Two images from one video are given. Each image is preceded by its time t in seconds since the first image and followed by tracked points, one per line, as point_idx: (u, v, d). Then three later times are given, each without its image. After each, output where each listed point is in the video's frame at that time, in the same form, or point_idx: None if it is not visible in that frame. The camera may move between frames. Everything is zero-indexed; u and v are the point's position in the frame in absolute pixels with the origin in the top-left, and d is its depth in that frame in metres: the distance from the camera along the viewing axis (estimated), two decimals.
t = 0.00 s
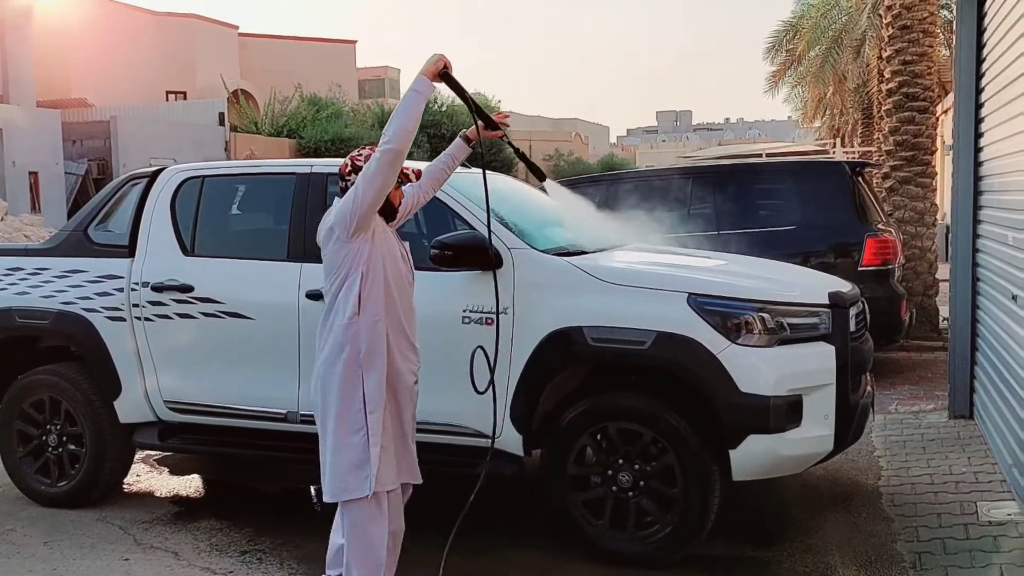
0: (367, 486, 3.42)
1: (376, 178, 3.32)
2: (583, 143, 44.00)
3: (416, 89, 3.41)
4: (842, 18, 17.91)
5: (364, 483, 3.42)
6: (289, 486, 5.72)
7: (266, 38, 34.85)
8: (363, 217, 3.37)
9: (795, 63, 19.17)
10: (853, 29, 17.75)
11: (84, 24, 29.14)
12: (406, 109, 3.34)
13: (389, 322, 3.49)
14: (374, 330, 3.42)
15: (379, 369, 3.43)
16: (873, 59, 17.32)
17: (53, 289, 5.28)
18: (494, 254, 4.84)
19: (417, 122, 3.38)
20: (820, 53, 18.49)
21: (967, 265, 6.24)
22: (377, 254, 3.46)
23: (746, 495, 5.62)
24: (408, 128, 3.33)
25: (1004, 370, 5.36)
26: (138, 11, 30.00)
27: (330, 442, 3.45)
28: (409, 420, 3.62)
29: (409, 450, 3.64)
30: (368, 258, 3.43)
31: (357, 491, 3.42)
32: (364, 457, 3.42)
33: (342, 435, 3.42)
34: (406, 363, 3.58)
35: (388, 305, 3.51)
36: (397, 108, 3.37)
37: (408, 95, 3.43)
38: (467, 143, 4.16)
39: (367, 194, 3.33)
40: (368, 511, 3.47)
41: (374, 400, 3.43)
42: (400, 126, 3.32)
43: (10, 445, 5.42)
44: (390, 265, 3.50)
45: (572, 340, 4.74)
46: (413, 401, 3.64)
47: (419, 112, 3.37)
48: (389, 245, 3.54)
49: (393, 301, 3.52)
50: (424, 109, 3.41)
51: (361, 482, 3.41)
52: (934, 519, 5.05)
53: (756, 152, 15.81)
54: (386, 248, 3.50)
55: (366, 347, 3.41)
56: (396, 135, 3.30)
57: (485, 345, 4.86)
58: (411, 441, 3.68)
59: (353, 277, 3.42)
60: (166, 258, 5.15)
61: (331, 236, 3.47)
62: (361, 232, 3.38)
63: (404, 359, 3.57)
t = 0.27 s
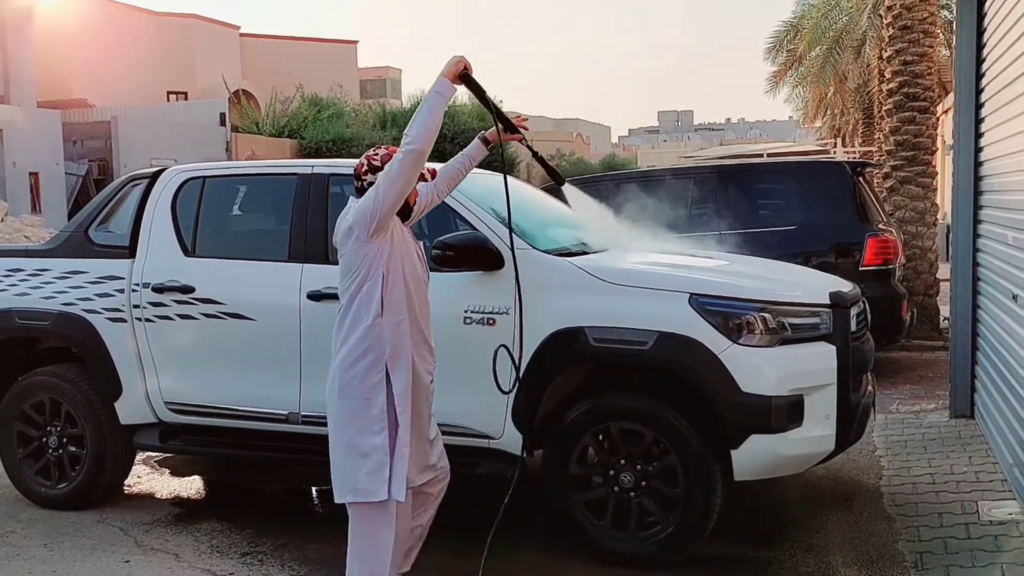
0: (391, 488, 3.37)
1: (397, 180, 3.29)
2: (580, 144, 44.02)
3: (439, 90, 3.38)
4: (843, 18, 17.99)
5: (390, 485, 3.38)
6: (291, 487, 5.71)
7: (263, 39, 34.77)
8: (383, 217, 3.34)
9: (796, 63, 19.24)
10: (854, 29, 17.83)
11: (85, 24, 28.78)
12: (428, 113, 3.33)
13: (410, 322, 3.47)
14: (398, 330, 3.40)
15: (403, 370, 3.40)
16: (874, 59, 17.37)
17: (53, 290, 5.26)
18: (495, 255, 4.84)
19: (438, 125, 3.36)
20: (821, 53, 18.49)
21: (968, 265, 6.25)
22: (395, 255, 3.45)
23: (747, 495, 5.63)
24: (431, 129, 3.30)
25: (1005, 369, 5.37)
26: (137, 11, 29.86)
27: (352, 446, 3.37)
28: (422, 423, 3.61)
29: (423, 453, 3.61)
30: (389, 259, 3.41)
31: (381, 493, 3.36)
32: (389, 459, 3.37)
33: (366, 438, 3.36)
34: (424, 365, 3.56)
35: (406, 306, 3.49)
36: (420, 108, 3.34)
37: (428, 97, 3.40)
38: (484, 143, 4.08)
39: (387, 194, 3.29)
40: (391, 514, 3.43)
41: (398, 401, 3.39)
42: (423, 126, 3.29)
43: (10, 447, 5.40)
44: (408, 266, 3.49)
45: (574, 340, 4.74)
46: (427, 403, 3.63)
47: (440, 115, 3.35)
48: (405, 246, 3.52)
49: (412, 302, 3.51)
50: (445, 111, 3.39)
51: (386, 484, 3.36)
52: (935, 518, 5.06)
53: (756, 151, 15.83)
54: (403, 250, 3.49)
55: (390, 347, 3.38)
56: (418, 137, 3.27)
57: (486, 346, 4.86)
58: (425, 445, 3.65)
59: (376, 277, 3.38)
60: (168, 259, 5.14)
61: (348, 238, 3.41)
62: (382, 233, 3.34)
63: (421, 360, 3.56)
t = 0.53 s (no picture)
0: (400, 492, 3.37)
1: (417, 185, 3.29)
2: (579, 146, 44.03)
3: (459, 96, 3.37)
4: (841, 20, 17.92)
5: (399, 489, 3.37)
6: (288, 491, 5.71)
7: (262, 42, 34.76)
8: (403, 221, 3.34)
9: (794, 66, 19.29)
10: (852, 32, 17.77)
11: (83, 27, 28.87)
12: (450, 118, 3.32)
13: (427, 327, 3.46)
14: (414, 335, 3.39)
15: (419, 375, 3.40)
16: (871, 62, 17.40)
17: (51, 294, 5.27)
18: (493, 258, 4.84)
19: (459, 131, 3.35)
20: (819, 56, 18.51)
21: (965, 268, 6.24)
22: (413, 259, 3.44)
23: (745, 498, 5.63)
24: (452, 134, 3.30)
25: (1003, 373, 5.38)
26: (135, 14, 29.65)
27: (362, 448, 3.37)
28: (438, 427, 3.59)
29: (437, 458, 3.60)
30: (407, 263, 3.40)
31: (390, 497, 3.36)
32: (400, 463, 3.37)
33: (376, 440, 3.35)
34: (440, 370, 3.56)
35: (423, 309, 3.48)
36: (441, 113, 3.34)
37: (449, 102, 3.39)
38: (498, 147, 4.01)
39: (407, 199, 3.29)
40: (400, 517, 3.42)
41: (413, 405, 3.39)
42: (444, 131, 3.29)
43: (8, 451, 5.40)
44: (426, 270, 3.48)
45: (571, 344, 4.74)
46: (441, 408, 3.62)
47: (462, 121, 3.35)
48: (423, 251, 3.51)
49: (429, 306, 3.50)
50: (466, 117, 3.38)
51: (395, 488, 3.36)
52: (932, 521, 5.06)
53: (754, 155, 15.86)
54: (421, 254, 3.48)
55: (407, 352, 3.37)
56: (440, 142, 3.28)
57: (484, 349, 4.86)
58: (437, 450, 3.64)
59: (393, 280, 3.38)
60: (165, 262, 5.14)
61: (366, 241, 3.40)
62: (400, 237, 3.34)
63: (437, 365, 3.55)
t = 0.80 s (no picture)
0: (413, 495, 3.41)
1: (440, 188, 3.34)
2: (577, 147, 44.17)
3: (482, 104, 3.42)
4: (839, 23, 18.14)
5: (413, 492, 3.41)
6: (285, 493, 5.71)
7: (261, 43, 34.73)
8: (424, 226, 3.39)
9: (792, 68, 19.27)
10: (850, 34, 17.96)
11: (82, 27, 29.28)
12: (472, 125, 3.38)
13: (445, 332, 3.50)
14: (432, 340, 3.43)
15: (437, 380, 3.43)
16: (869, 64, 17.45)
17: (49, 296, 5.27)
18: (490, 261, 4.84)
19: (482, 137, 3.41)
20: (816, 59, 18.65)
21: (963, 271, 6.24)
22: (433, 264, 3.49)
23: (742, 500, 5.63)
24: (475, 141, 3.36)
25: (1000, 375, 5.38)
26: (136, 15, 29.53)
27: (378, 449, 3.41)
28: (455, 431, 3.63)
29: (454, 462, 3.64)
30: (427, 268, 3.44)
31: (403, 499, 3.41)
32: (414, 466, 3.41)
33: (391, 443, 3.40)
34: (458, 376, 3.59)
35: (442, 315, 3.52)
36: (464, 120, 3.39)
37: (472, 110, 3.45)
38: (512, 151, 3.96)
39: (429, 204, 3.34)
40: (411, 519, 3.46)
41: (429, 409, 3.42)
42: (468, 138, 3.34)
43: (6, 452, 5.40)
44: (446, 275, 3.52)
45: (569, 346, 4.74)
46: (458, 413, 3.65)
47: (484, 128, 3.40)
48: (442, 257, 3.56)
49: (448, 312, 3.54)
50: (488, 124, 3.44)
51: (409, 490, 3.41)
52: (930, 524, 5.06)
53: (752, 157, 15.89)
54: (440, 260, 3.53)
55: (425, 357, 3.41)
56: (463, 148, 3.33)
57: (481, 351, 4.87)
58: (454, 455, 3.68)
59: (413, 284, 3.43)
60: (163, 264, 5.14)
61: (387, 245, 3.46)
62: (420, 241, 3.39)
63: (457, 371, 3.58)
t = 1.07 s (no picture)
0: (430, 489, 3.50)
1: (462, 188, 3.42)
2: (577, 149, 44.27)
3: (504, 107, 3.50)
4: (835, 23, 18.10)
5: (429, 486, 3.50)
6: (281, 493, 5.72)
7: (261, 45, 34.69)
8: (445, 225, 3.48)
9: (789, 68, 19.29)
10: (847, 34, 17.94)
11: (80, 28, 29.21)
12: (494, 126, 3.46)
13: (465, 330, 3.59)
14: (451, 337, 3.52)
15: (456, 375, 3.52)
16: (865, 64, 17.45)
17: (46, 297, 5.28)
18: (486, 261, 4.85)
19: (503, 139, 3.49)
20: (813, 58, 18.63)
21: (960, 270, 6.24)
22: (453, 263, 3.58)
23: (739, 499, 5.63)
24: (497, 142, 3.44)
25: (997, 375, 5.37)
26: (130, 17, 29.40)
27: (396, 443, 3.51)
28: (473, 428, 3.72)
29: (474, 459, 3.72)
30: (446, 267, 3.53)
31: (420, 493, 3.50)
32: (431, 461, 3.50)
33: (410, 437, 3.49)
34: (476, 373, 3.68)
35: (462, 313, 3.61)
36: (486, 122, 3.47)
37: (493, 113, 3.54)
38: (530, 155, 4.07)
39: (450, 203, 3.43)
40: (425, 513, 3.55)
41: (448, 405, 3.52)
42: (490, 139, 3.43)
43: (3, 453, 5.41)
44: (465, 274, 3.61)
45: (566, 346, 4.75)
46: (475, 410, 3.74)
47: (506, 130, 3.49)
48: (462, 257, 3.65)
49: (467, 310, 3.63)
50: (509, 126, 3.52)
51: (426, 484, 3.50)
52: (927, 524, 5.06)
53: (749, 157, 15.86)
54: (459, 259, 3.61)
55: (444, 353, 3.50)
56: (485, 148, 3.41)
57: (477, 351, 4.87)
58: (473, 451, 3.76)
59: (433, 282, 3.52)
60: (160, 265, 5.14)
61: (407, 244, 3.55)
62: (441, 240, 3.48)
63: (475, 368, 3.67)
